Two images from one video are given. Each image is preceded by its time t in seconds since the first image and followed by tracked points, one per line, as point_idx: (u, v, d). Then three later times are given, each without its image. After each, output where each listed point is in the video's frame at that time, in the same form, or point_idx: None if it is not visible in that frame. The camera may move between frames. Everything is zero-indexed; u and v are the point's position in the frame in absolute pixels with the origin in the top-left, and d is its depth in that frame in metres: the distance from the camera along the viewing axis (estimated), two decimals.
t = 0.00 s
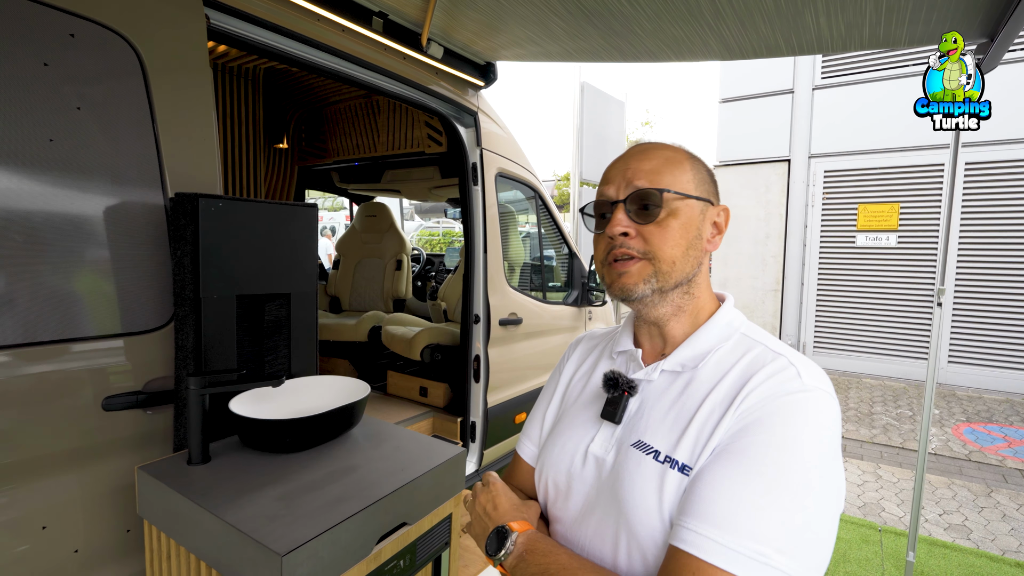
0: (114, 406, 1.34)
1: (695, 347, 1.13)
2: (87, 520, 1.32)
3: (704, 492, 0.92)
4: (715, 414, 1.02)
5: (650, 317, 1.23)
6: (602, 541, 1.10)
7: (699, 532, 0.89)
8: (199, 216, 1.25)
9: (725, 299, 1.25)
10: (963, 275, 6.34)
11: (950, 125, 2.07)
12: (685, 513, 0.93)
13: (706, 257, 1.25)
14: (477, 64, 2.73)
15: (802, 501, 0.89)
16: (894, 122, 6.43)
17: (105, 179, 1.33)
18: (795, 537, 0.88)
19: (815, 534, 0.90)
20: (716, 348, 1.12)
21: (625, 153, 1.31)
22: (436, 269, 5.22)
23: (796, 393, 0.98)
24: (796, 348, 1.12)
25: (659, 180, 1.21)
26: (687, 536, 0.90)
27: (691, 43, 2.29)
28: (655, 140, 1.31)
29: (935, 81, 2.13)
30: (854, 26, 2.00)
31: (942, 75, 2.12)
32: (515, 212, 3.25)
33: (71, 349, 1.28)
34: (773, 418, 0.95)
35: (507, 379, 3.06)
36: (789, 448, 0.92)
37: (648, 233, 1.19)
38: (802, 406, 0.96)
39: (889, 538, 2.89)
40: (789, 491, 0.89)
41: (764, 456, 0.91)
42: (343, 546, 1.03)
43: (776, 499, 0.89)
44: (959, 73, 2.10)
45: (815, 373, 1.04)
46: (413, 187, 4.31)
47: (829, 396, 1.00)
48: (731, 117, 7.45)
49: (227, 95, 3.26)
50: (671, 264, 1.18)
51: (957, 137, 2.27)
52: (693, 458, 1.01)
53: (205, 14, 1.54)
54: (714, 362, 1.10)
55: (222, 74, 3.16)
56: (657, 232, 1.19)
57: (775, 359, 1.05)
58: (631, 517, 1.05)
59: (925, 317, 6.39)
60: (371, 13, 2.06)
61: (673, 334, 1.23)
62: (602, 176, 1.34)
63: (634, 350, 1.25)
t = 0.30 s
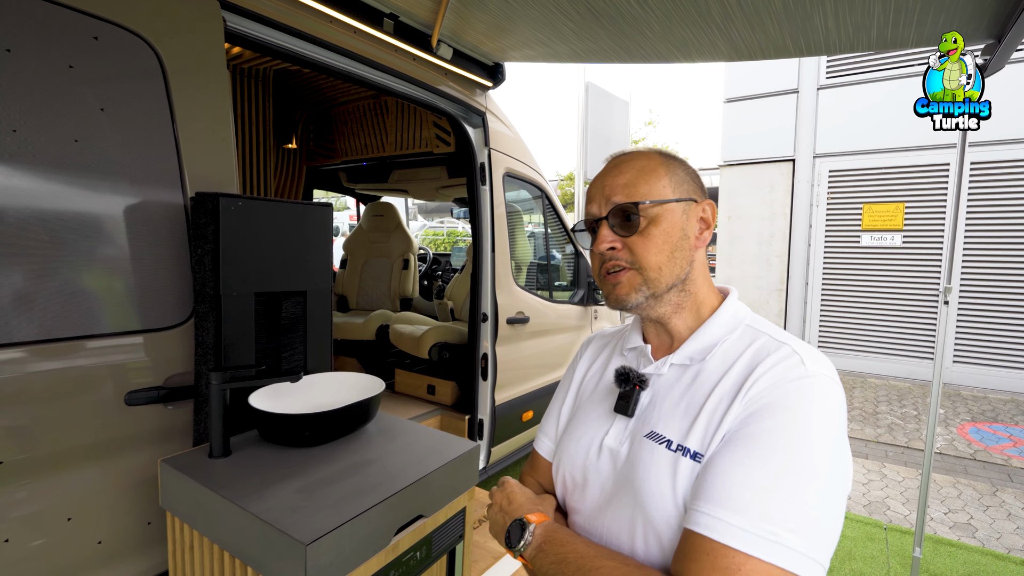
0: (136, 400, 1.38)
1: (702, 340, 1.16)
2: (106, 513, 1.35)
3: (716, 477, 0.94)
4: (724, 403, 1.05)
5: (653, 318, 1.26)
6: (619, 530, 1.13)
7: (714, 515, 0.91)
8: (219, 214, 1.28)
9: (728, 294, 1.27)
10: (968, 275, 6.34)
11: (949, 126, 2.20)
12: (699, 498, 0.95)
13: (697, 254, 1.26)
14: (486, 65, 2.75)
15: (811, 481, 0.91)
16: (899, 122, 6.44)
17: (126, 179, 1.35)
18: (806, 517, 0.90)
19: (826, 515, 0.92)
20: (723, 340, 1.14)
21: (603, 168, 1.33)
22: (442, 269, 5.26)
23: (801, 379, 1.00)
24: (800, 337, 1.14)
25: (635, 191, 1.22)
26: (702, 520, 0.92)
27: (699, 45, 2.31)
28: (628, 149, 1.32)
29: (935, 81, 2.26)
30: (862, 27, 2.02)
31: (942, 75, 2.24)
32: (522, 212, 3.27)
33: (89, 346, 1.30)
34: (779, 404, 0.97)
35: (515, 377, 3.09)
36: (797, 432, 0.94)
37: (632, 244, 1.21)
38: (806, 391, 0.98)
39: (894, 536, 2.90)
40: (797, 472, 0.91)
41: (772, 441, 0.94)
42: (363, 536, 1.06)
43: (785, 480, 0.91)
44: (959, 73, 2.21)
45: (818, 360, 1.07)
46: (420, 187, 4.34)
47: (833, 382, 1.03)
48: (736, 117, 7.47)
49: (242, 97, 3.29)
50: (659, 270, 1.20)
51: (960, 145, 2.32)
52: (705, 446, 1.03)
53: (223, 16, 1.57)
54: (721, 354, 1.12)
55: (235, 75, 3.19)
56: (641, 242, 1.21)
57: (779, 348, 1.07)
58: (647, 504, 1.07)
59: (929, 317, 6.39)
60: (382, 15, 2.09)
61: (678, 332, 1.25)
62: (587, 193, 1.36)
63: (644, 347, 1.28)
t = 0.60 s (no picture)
0: (155, 397, 1.41)
1: (720, 333, 1.18)
2: (124, 506, 1.38)
3: (735, 461, 0.97)
4: (743, 393, 1.08)
5: (685, 314, 1.27)
6: (634, 515, 1.15)
7: (733, 496, 0.94)
8: (237, 214, 1.30)
9: (743, 292, 1.32)
10: (972, 274, 6.34)
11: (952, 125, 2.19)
12: (718, 480, 0.98)
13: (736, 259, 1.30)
14: (493, 66, 2.78)
15: (826, 467, 0.95)
16: (903, 122, 6.44)
17: (145, 180, 1.38)
18: (821, 500, 0.93)
19: (839, 499, 0.95)
20: (739, 334, 1.17)
21: (667, 156, 1.30)
22: (447, 268, 5.30)
23: (816, 371, 1.03)
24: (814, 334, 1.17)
25: (705, 190, 1.23)
26: (721, 501, 0.95)
27: (706, 46, 2.33)
28: (691, 143, 1.32)
29: (935, 81, 2.24)
30: (867, 29, 2.04)
31: (942, 75, 2.22)
32: (528, 211, 3.30)
33: (103, 343, 1.32)
34: (797, 394, 1.01)
35: (521, 375, 3.12)
36: (813, 421, 0.97)
37: (695, 241, 1.22)
38: (822, 383, 1.02)
39: (899, 534, 2.92)
40: (814, 458, 0.95)
41: (790, 428, 0.97)
42: (380, 528, 1.08)
43: (802, 465, 0.94)
44: (959, 72, 2.18)
45: (832, 355, 1.10)
46: (426, 187, 4.37)
47: (846, 376, 1.06)
48: (739, 116, 7.48)
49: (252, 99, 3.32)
50: (715, 271, 1.23)
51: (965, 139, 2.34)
52: (723, 433, 1.06)
53: (237, 19, 1.60)
54: (738, 347, 1.15)
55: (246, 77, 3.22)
56: (703, 240, 1.22)
57: (795, 343, 1.10)
58: (664, 489, 1.10)
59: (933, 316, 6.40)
60: (392, 17, 2.11)
61: (705, 329, 1.28)
62: (642, 177, 1.32)
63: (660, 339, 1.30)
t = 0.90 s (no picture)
0: (160, 395, 1.42)
1: (727, 331, 1.20)
2: (129, 504, 1.39)
3: (743, 457, 0.98)
4: (750, 390, 1.09)
5: (697, 309, 1.28)
6: (641, 509, 1.16)
7: (741, 492, 0.95)
8: (242, 214, 1.32)
9: (752, 291, 1.34)
10: (970, 273, 6.36)
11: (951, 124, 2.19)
12: (725, 476, 0.99)
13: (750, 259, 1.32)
14: (494, 66, 2.79)
15: (833, 465, 0.96)
16: (903, 121, 6.45)
17: (149, 180, 1.39)
18: (826, 497, 0.94)
19: (844, 496, 0.96)
20: (746, 332, 1.18)
21: (696, 150, 1.30)
22: (448, 267, 5.31)
23: (824, 371, 1.04)
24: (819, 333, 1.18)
25: (732, 189, 1.24)
26: (729, 496, 0.96)
27: (706, 46, 2.35)
28: (721, 139, 1.32)
29: (935, 81, 2.26)
30: (866, 30, 2.05)
31: (942, 75, 2.24)
32: (529, 211, 3.31)
33: (105, 342, 1.33)
34: (804, 394, 1.02)
35: (521, 374, 3.13)
36: (820, 420, 0.98)
37: (718, 239, 1.23)
38: (829, 383, 1.03)
39: (898, 531, 2.93)
40: (821, 456, 0.96)
41: (798, 426, 0.98)
42: (384, 524, 1.09)
43: (810, 463, 0.95)
44: (959, 71, 2.19)
45: (838, 354, 1.11)
46: (427, 186, 4.38)
47: (852, 376, 1.07)
48: (739, 116, 7.49)
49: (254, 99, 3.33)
50: (734, 269, 1.24)
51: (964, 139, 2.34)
52: (730, 429, 1.07)
53: (241, 20, 1.61)
54: (745, 345, 1.16)
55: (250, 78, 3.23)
56: (727, 238, 1.23)
57: (802, 342, 1.11)
58: (672, 484, 1.11)
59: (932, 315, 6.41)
60: (393, 17, 2.12)
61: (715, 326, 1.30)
62: (669, 168, 1.32)
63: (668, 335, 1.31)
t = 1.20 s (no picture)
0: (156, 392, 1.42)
1: (725, 327, 1.20)
2: (124, 502, 1.39)
3: (743, 454, 0.99)
4: (749, 386, 1.09)
5: (692, 309, 1.29)
6: (642, 505, 1.17)
7: (742, 490, 0.96)
8: (238, 210, 1.31)
9: (748, 286, 1.34)
10: (965, 271, 6.39)
11: (949, 123, 2.14)
12: (725, 473, 0.99)
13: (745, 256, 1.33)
14: (491, 64, 2.78)
15: (832, 462, 0.96)
16: (899, 119, 6.46)
17: (144, 177, 1.39)
18: (825, 493, 0.95)
19: (843, 491, 0.97)
20: (744, 328, 1.19)
21: (687, 148, 1.29)
22: (445, 266, 5.31)
23: (821, 367, 1.05)
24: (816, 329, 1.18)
25: (724, 188, 1.24)
26: (730, 494, 0.97)
27: (703, 44, 2.35)
28: (712, 136, 1.31)
29: (935, 81, 2.21)
30: (862, 27, 2.05)
31: (942, 75, 2.20)
32: (526, 209, 3.31)
33: (99, 340, 1.32)
34: (802, 389, 1.02)
35: (519, 372, 3.13)
36: (818, 415, 0.99)
37: (711, 239, 1.24)
38: (826, 379, 1.03)
39: (893, 527, 2.95)
40: (820, 452, 0.96)
41: (796, 422, 0.98)
42: (381, 521, 1.09)
43: (809, 459, 0.96)
44: (959, 73, 2.16)
45: (835, 350, 1.11)
46: (424, 184, 4.37)
47: (849, 371, 1.08)
48: (736, 114, 7.51)
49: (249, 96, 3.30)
50: (727, 268, 1.25)
51: (961, 139, 2.37)
52: (728, 425, 1.08)
53: (237, 16, 1.60)
54: (743, 341, 1.17)
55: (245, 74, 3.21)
56: (720, 239, 1.23)
57: (800, 338, 1.12)
58: (671, 481, 1.11)
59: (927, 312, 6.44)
60: (390, 15, 2.12)
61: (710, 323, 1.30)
62: (660, 169, 1.31)
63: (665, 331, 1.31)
